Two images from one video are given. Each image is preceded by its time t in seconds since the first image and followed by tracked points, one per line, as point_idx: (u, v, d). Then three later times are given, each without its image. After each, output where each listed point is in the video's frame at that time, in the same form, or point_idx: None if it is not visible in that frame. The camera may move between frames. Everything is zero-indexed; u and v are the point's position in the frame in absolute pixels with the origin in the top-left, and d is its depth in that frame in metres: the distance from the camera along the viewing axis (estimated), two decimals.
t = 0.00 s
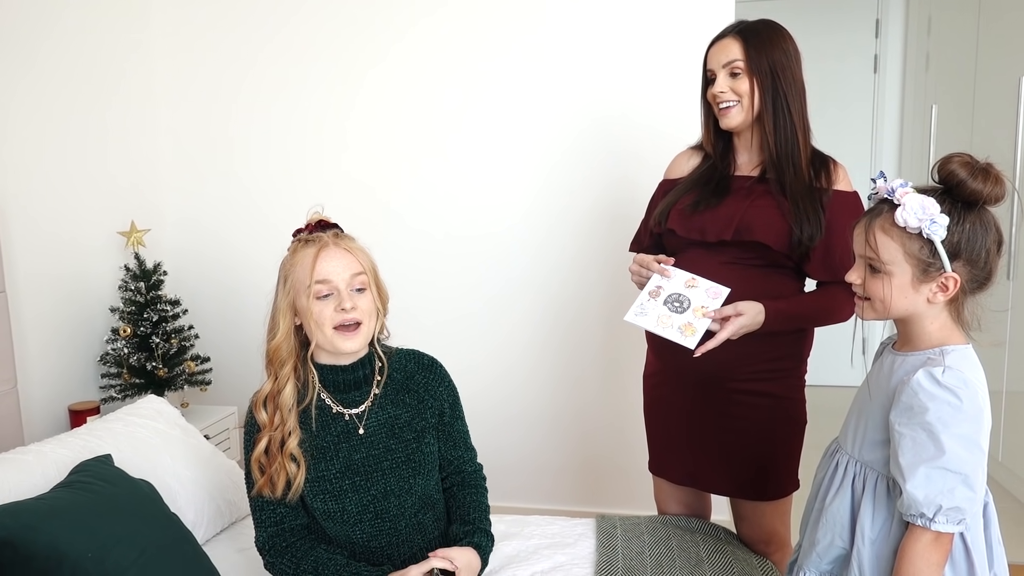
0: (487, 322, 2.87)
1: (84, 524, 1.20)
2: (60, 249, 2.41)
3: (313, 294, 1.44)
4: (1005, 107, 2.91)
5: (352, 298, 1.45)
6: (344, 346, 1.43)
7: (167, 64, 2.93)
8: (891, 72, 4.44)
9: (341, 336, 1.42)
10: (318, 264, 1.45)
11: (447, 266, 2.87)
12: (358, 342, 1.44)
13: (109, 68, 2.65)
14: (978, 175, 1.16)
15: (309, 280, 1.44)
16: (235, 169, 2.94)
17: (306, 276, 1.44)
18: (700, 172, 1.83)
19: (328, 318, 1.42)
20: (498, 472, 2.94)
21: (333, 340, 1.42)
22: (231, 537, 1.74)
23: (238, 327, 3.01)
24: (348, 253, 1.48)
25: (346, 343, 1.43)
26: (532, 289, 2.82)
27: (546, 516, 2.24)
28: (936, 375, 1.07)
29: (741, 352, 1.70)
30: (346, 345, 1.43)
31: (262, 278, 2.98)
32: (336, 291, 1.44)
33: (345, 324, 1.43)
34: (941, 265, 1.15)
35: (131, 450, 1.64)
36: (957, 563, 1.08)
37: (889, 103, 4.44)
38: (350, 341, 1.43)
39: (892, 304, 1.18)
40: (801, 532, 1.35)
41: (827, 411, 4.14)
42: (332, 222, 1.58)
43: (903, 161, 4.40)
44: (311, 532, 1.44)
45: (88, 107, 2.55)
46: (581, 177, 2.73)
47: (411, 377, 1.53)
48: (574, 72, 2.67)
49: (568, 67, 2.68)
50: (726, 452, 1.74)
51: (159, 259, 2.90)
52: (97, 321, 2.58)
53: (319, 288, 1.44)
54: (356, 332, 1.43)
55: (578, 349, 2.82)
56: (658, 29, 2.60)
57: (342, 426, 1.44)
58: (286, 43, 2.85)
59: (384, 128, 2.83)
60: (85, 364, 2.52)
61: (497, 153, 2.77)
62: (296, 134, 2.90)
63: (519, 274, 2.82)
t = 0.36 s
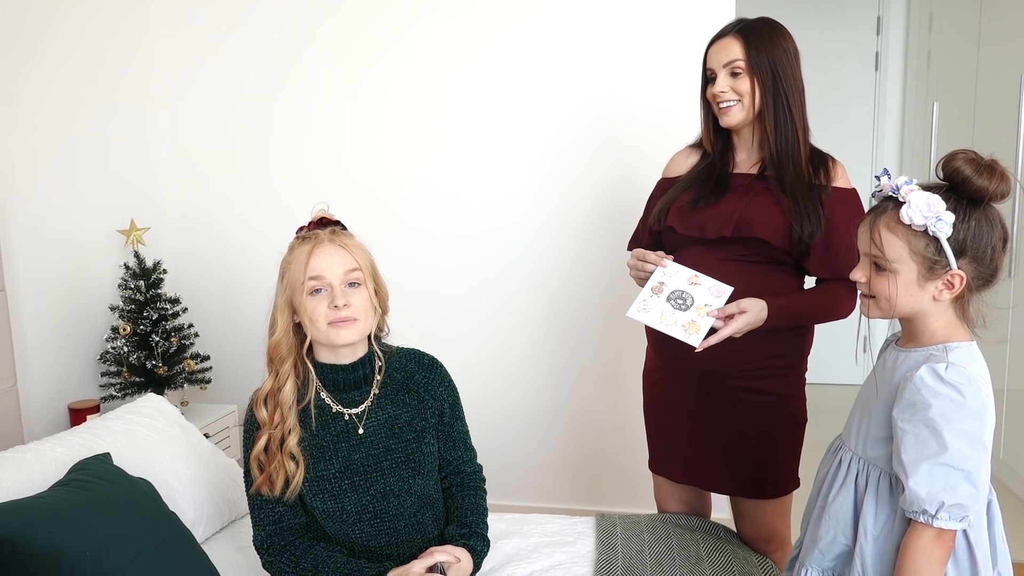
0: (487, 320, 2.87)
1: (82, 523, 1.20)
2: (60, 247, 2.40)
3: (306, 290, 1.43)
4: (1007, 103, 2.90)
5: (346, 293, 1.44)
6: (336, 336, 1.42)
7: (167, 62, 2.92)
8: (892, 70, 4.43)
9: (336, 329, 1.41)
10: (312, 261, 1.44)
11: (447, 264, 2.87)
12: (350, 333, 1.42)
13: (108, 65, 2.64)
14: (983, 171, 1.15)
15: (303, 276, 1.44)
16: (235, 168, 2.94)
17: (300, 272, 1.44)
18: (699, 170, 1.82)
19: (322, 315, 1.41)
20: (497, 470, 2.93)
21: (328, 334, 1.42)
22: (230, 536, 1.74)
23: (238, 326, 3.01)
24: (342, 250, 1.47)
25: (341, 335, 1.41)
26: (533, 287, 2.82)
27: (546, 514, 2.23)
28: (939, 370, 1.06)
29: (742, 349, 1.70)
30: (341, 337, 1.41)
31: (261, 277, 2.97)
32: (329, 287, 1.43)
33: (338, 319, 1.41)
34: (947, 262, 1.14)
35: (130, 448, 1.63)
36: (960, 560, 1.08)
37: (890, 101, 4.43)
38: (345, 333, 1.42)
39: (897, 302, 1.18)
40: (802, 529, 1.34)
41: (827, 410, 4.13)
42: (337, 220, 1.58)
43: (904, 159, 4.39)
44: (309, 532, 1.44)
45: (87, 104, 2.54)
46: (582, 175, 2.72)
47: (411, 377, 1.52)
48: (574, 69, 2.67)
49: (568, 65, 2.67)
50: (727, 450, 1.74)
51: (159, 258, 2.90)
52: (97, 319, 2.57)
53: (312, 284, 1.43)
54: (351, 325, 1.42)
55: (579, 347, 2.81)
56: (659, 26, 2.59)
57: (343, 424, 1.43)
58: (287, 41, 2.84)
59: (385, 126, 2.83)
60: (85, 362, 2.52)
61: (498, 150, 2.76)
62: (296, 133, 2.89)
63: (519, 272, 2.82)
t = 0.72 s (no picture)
0: (489, 317, 2.86)
1: (83, 518, 1.20)
2: (63, 242, 2.40)
3: (306, 284, 1.44)
4: (1011, 100, 2.89)
5: (346, 286, 1.44)
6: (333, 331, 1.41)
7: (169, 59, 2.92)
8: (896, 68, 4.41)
9: (337, 324, 1.41)
10: (312, 255, 1.44)
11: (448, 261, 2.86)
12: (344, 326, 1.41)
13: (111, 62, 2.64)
14: (991, 168, 1.14)
15: (303, 269, 1.44)
16: (237, 164, 2.94)
17: (300, 266, 1.44)
18: (696, 167, 1.81)
19: (322, 309, 1.41)
20: (498, 467, 2.93)
21: (329, 329, 1.41)
22: (231, 532, 1.74)
23: (240, 323, 3.01)
24: (342, 242, 1.46)
25: (342, 330, 1.41)
26: (535, 285, 2.81)
27: (547, 512, 2.23)
28: (942, 366, 1.06)
29: (744, 346, 1.69)
30: (342, 332, 1.41)
31: (263, 274, 2.97)
32: (329, 280, 1.43)
33: (339, 313, 1.41)
34: (954, 259, 1.14)
35: (131, 444, 1.63)
36: (964, 557, 1.07)
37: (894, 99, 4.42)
38: (346, 328, 1.42)
39: (904, 299, 1.17)
40: (805, 527, 1.34)
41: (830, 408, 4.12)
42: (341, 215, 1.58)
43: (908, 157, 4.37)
44: (310, 527, 1.44)
45: (91, 99, 2.54)
46: (584, 172, 2.71)
47: (413, 373, 1.52)
48: (576, 66, 2.66)
49: (571, 61, 2.66)
50: (730, 448, 1.73)
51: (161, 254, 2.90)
52: (99, 315, 2.57)
53: (312, 277, 1.43)
54: (351, 319, 1.42)
55: (580, 344, 2.81)
56: (662, 22, 2.58)
57: (346, 420, 1.43)
58: (289, 36, 2.84)
59: (387, 123, 2.82)
60: (87, 358, 2.52)
61: (499, 147, 2.76)
62: (298, 129, 2.89)
63: (521, 269, 2.81)
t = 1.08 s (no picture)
0: (493, 314, 2.86)
1: (87, 515, 1.20)
2: (69, 239, 2.41)
3: (314, 277, 1.43)
4: (1019, 95, 2.87)
5: (354, 280, 1.43)
6: (337, 325, 1.41)
7: (173, 56, 2.92)
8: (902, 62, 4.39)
9: (341, 316, 1.40)
10: (321, 248, 1.44)
11: (452, 258, 2.86)
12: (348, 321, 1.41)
13: (116, 58, 2.64)
14: (998, 161, 1.13)
15: (312, 262, 1.44)
16: (240, 162, 2.94)
17: (309, 258, 1.44)
18: (697, 164, 1.80)
19: (328, 301, 1.41)
20: (502, 464, 2.93)
21: (334, 321, 1.41)
22: (235, 529, 1.74)
23: (244, 320, 3.01)
24: (356, 235, 1.46)
25: (347, 323, 1.40)
26: (538, 281, 2.81)
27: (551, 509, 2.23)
28: (950, 362, 1.05)
29: (749, 340, 1.69)
30: (346, 325, 1.41)
31: (267, 271, 2.97)
32: (336, 273, 1.43)
33: (345, 306, 1.40)
34: (961, 251, 1.13)
35: (135, 440, 1.63)
36: (972, 555, 1.06)
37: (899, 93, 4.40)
38: (351, 321, 1.41)
39: (911, 291, 1.16)
40: (812, 524, 1.33)
41: (835, 405, 4.11)
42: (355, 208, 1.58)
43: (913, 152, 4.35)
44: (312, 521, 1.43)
45: (96, 97, 2.54)
46: (588, 168, 2.70)
47: (418, 368, 1.52)
48: (579, 62, 2.65)
49: (575, 57, 2.65)
50: (734, 444, 1.73)
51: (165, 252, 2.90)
52: (104, 312, 2.58)
53: (320, 269, 1.43)
54: (357, 312, 1.41)
55: (584, 341, 2.80)
56: (666, 17, 2.57)
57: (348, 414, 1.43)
58: (292, 33, 2.84)
59: (391, 119, 2.82)
60: (93, 355, 2.52)
61: (503, 143, 2.75)
62: (301, 125, 2.89)
63: (525, 265, 2.81)
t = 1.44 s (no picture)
0: (499, 309, 2.85)
1: (87, 512, 1.20)
2: (75, 235, 2.41)
3: (314, 276, 1.42)
4: None
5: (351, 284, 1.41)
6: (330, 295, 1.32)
7: (179, 51, 2.92)
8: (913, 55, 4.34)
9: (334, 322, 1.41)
10: (325, 245, 1.41)
11: (458, 254, 2.85)
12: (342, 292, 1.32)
13: (123, 53, 2.64)
14: (1009, 152, 1.11)
15: (315, 258, 1.42)
16: (246, 157, 2.94)
17: (314, 253, 1.42)
18: (706, 157, 1.78)
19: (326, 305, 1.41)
20: (509, 461, 2.93)
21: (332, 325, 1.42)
22: (240, 525, 1.74)
23: (250, 315, 3.02)
24: (361, 229, 1.42)
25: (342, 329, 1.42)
26: (545, 277, 2.79)
27: (557, 506, 2.22)
28: (957, 360, 1.03)
29: (758, 336, 1.67)
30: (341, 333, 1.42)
31: (274, 267, 2.97)
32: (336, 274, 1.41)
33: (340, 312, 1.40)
34: (970, 243, 1.10)
35: (139, 436, 1.64)
36: (980, 557, 1.05)
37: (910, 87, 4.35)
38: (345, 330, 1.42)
39: (918, 285, 1.14)
40: (818, 523, 1.31)
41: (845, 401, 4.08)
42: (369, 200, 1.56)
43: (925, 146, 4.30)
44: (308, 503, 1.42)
45: (103, 93, 2.54)
46: (595, 163, 2.69)
47: (420, 361, 1.50)
48: (586, 56, 2.63)
49: (581, 51, 2.63)
50: (741, 442, 1.71)
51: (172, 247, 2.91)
52: (110, 307, 2.58)
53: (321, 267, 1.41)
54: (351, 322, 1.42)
55: (592, 336, 2.79)
56: (673, 10, 2.54)
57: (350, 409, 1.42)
58: (297, 28, 2.83)
59: (398, 113, 2.81)
60: (99, 350, 2.53)
61: (509, 138, 2.74)
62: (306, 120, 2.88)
63: (531, 261, 2.79)
